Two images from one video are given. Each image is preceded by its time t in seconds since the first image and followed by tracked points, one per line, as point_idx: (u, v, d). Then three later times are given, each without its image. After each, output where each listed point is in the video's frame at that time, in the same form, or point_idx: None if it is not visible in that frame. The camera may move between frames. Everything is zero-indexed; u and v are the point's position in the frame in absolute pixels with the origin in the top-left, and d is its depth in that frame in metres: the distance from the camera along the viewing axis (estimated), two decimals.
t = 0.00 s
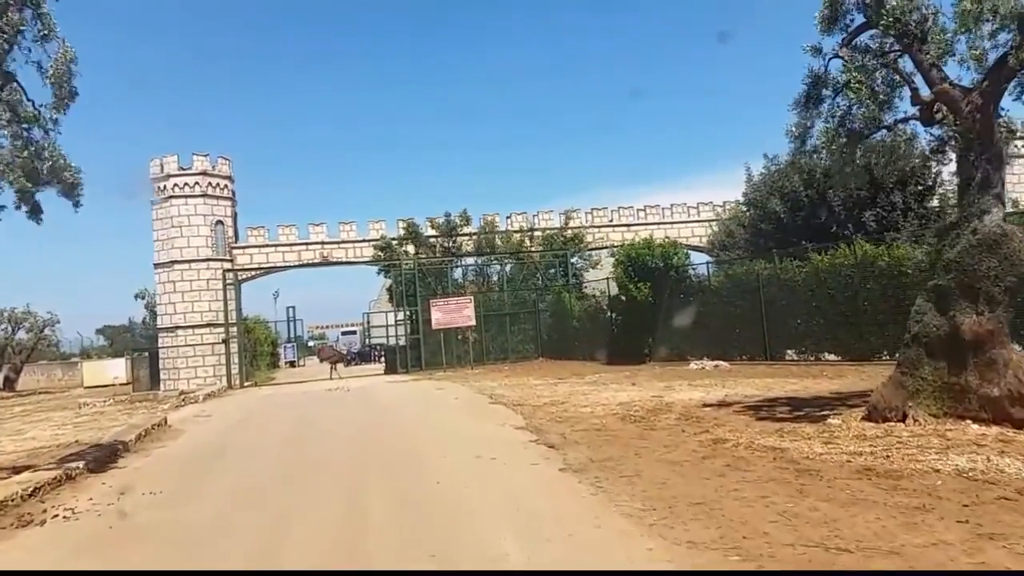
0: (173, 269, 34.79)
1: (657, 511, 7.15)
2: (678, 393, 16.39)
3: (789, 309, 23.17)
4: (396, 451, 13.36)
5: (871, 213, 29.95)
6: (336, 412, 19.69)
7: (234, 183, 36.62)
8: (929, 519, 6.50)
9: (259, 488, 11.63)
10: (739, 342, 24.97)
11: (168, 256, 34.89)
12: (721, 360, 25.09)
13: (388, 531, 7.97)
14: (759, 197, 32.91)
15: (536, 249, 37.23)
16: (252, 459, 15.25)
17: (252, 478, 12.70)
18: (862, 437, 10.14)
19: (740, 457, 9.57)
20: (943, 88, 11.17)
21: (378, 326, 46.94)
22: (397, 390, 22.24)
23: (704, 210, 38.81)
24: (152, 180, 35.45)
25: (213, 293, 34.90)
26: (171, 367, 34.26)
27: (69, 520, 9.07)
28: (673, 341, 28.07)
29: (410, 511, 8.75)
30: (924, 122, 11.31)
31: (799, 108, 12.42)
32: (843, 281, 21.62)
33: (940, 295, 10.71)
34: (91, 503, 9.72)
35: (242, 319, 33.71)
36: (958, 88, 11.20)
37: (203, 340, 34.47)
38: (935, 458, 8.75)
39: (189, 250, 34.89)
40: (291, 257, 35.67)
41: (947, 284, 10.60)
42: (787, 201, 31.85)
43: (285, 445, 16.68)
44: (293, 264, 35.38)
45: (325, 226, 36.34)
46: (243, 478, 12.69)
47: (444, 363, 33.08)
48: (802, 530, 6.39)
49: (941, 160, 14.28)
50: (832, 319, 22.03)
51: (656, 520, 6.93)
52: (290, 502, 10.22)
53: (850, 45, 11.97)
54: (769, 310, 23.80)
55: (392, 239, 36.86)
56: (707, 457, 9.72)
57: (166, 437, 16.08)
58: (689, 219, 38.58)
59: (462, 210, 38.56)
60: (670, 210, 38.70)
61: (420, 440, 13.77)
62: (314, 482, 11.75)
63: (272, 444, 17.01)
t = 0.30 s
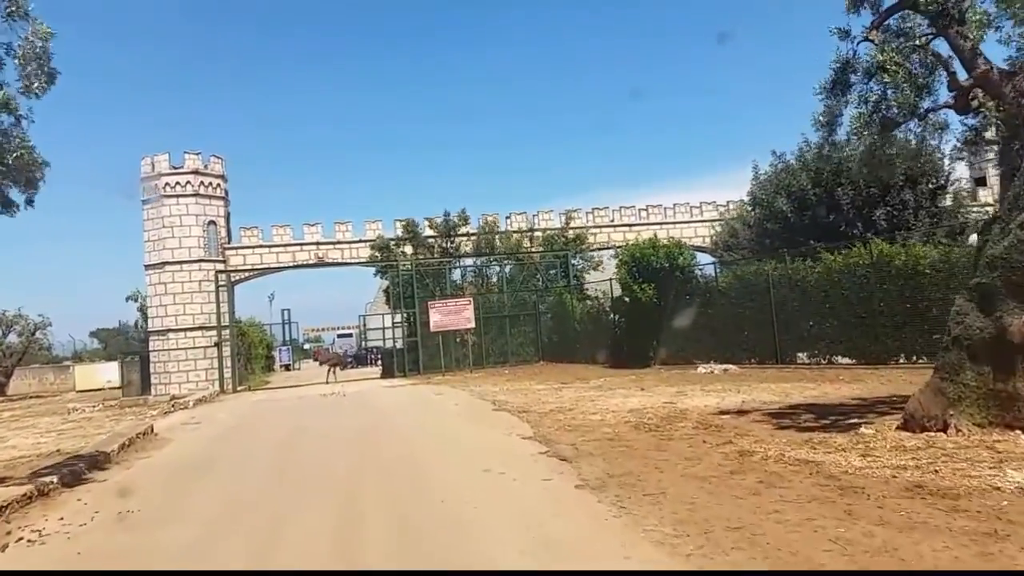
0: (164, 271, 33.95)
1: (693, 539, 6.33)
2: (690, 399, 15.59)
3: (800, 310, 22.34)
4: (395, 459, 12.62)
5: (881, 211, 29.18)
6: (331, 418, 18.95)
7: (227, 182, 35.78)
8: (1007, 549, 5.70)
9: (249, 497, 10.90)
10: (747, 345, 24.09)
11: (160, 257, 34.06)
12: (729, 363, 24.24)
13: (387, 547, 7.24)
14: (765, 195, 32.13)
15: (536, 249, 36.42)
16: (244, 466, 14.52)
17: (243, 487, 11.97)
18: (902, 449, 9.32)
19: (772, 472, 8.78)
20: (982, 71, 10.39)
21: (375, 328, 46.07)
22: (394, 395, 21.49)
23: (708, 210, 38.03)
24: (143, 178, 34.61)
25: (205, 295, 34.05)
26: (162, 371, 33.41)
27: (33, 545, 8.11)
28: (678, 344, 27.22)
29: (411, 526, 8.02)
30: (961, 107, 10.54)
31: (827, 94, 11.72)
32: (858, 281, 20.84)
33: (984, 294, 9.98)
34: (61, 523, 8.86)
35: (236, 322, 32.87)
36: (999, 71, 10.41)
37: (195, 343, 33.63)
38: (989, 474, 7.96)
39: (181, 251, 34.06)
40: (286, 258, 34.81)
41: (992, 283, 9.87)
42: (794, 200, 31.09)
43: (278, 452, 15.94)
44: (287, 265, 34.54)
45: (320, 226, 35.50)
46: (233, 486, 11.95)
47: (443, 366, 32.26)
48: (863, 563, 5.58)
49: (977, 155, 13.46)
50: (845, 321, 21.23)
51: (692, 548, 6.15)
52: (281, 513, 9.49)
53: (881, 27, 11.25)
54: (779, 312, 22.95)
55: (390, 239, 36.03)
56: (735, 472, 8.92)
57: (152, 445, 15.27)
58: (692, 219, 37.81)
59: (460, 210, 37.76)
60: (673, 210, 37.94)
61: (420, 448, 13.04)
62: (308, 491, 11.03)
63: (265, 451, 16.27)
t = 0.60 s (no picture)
0: (157, 269, 33.14)
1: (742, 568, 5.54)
2: (707, 401, 14.79)
3: (814, 309, 21.56)
4: (395, 464, 11.94)
5: (893, 207, 28.38)
6: (327, 421, 18.25)
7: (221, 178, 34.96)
8: None
9: (240, 505, 10.21)
10: (757, 344, 23.23)
11: (152, 255, 33.25)
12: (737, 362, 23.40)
13: (386, 560, 6.58)
14: (773, 191, 31.32)
15: (537, 247, 35.59)
16: (237, 472, 13.83)
17: (235, 494, 11.28)
18: (952, 458, 8.54)
19: (813, 485, 7.98)
20: None
21: (372, 328, 45.22)
22: (394, 397, 20.76)
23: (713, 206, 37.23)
24: (135, 175, 33.82)
25: (199, 294, 33.24)
26: (155, 373, 32.59)
27: None
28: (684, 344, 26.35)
29: (412, 539, 7.32)
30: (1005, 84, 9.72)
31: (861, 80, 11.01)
32: (875, 278, 20.06)
33: None
34: (29, 540, 8.20)
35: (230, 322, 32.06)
36: None
37: (188, 344, 32.82)
38: None
39: (174, 249, 33.25)
40: (281, 256, 33.98)
41: None
42: (803, 195, 30.30)
43: (273, 457, 15.24)
44: (283, 263, 33.69)
45: (317, 224, 34.67)
46: (223, 493, 11.26)
47: (442, 367, 31.46)
48: None
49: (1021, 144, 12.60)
50: (862, 319, 20.45)
51: None
52: (274, 523, 8.82)
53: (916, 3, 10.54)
54: (791, 311, 22.16)
55: (388, 237, 35.20)
56: (772, 485, 8.13)
57: (139, 451, 14.48)
58: (697, 216, 37.04)
59: (460, 207, 36.94)
60: (677, 206, 37.16)
61: (421, 453, 12.34)
62: (303, 499, 10.34)
63: (259, 455, 15.57)
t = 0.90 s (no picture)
0: (147, 267, 32.29)
1: None
2: (723, 404, 14.01)
3: (827, 306, 20.76)
4: (393, 471, 11.25)
5: (904, 202, 27.62)
6: (323, 423, 17.55)
7: (213, 174, 34.09)
8: None
9: (225, 518, 9.53)
10: (767, 344, 22.39)
11: (143, 253, 32.40)
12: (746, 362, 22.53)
13: None
14: (779, 186, 30.52)
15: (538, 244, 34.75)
16: (227, 480, 13.15)
17: (222, 505, 10.60)
18: (1010, 469, 7.76)
19: (861, 500, 7.19)
20: None
21: (369, 327, 44.37)
22: (392, 399, 19.99)
23: (716, 203, 36.43)
24: (125, 170, 33.01)
25: (191, 293, 32.37)
26: (145, 374, 31.74)
27: None
28: (687, 339, 25.36)
29: (406, 555, 6.64)
30: None
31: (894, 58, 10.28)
32: (892, 274, 19.28)
33: None
34: None
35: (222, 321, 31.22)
36: None
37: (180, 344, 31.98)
38: None
39: (165, 247, 32.39)
40: (275, 254, 33.13)
41: None
42: (811, 190, 29.53)
43: (264, 462, 14.53)
44: (277, 261, 32.85)
45: (311, 220, 33.81)
46: (209, 504, 10.57)
47: (441, 367, 30.65)
48: None
49: None
50: (878, 317, 19.67)
51: None
52: (259, 539, 8.16)
53: None
54: (803, 309, 21.37)
55: (385, 234, 34.37)
56: (814, 500, 7.33)
57: (123, 458, 13.65)
58: (700, 213, 36.25)
59: (458, 204, 36.12)
60: (679, 202, 36.37)
61: (419, 459, 11.63)
62: (292, 512, 9.64)
63: (250, 460, 14.85)
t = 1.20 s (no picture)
0: (137, 269, 31.42)
1: None
2: (741, 411, 13.20)
3: (842, 308, 19.99)
4: (390, 483, 10.48)
5: (915, 202, 26.90)
6: (317, 431, 16.72)
7: (205, 174, 33.24)
8: None
9: (209, 536, 8.73)
10: (779, 347, 21.58)
11: (133, 255, 31.55)
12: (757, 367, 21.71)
13: None
14: (786, 185, 29.76)
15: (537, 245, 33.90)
16: (214, 493, 12.31)
17: (206, 521, 9.76)
18: None
19: (920, 524, 6.37)
20: None
21: (365, 330, 43.51)
22: (388, 406, 19.16)
23: (719, 203, 35.66)
24: (114, 170, 32.12)
25: (182, 296, 31.53)
26: (135, 379, 30.88)
27: None
28: (689, 341, 24.48)
29: None
30: None
31: (933, 39, 9.71)
32: (910, 274, 18.49)
33: None
34: None
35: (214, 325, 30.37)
36: None
37: (170, 348, 31.13)
38: None
39: (155, 249, 31.54)
40: (269, 256, 32.33)
41: None
42: (819, 189, 28.77)
43: (255, 472, 13.70)
44: (270, 263, 32.01)
45: (305, 221, 32.98)
46: (192, 521, 9.75)
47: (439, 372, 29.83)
48: None
49: None
50: (895, 319, 18.89)
51: None
52: (241, 557, 7.40)
53: None
54: (816, 311, 20.61)
55: (381, 235, 33.56)
56: (866, 525, 6.52)
57: (102, 471, 12.78)
58: (702, 213, 35.51)
59: (456, 204, 35.29)
60: (682, 202, 35.59)
61: (421, 470, 10.82)
62: (283, 528, 8.82)
63: (239, 471, 14.01)
